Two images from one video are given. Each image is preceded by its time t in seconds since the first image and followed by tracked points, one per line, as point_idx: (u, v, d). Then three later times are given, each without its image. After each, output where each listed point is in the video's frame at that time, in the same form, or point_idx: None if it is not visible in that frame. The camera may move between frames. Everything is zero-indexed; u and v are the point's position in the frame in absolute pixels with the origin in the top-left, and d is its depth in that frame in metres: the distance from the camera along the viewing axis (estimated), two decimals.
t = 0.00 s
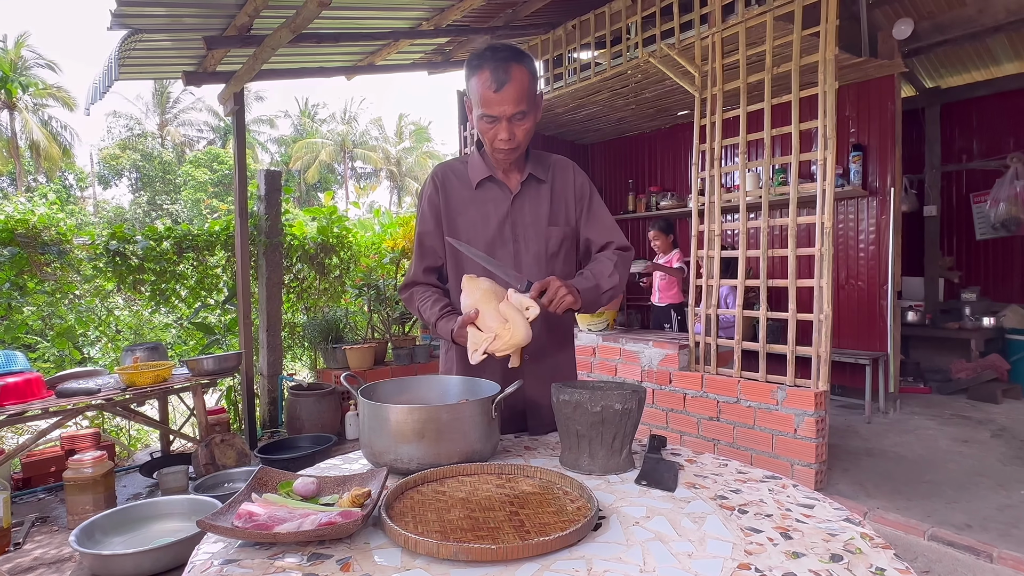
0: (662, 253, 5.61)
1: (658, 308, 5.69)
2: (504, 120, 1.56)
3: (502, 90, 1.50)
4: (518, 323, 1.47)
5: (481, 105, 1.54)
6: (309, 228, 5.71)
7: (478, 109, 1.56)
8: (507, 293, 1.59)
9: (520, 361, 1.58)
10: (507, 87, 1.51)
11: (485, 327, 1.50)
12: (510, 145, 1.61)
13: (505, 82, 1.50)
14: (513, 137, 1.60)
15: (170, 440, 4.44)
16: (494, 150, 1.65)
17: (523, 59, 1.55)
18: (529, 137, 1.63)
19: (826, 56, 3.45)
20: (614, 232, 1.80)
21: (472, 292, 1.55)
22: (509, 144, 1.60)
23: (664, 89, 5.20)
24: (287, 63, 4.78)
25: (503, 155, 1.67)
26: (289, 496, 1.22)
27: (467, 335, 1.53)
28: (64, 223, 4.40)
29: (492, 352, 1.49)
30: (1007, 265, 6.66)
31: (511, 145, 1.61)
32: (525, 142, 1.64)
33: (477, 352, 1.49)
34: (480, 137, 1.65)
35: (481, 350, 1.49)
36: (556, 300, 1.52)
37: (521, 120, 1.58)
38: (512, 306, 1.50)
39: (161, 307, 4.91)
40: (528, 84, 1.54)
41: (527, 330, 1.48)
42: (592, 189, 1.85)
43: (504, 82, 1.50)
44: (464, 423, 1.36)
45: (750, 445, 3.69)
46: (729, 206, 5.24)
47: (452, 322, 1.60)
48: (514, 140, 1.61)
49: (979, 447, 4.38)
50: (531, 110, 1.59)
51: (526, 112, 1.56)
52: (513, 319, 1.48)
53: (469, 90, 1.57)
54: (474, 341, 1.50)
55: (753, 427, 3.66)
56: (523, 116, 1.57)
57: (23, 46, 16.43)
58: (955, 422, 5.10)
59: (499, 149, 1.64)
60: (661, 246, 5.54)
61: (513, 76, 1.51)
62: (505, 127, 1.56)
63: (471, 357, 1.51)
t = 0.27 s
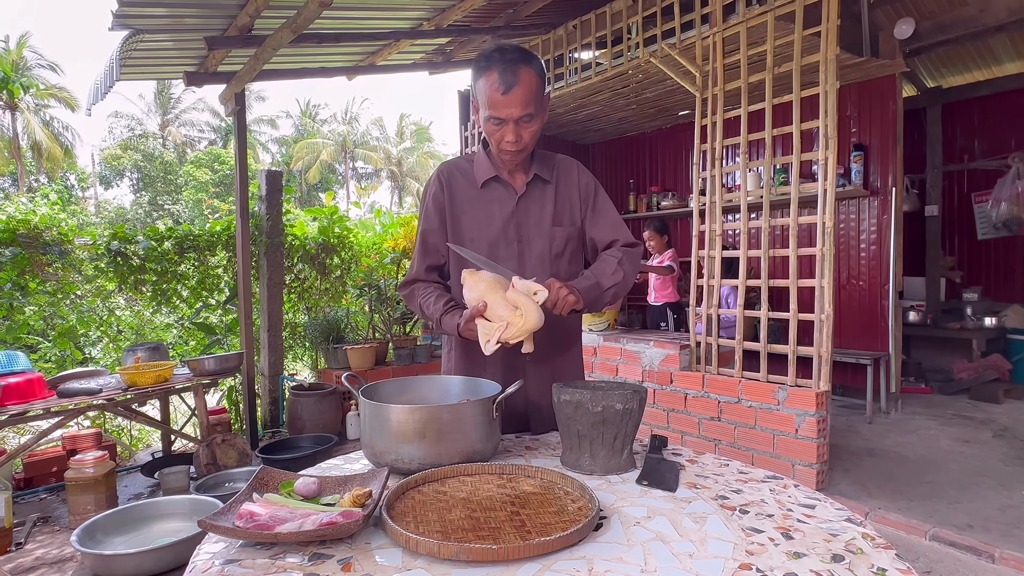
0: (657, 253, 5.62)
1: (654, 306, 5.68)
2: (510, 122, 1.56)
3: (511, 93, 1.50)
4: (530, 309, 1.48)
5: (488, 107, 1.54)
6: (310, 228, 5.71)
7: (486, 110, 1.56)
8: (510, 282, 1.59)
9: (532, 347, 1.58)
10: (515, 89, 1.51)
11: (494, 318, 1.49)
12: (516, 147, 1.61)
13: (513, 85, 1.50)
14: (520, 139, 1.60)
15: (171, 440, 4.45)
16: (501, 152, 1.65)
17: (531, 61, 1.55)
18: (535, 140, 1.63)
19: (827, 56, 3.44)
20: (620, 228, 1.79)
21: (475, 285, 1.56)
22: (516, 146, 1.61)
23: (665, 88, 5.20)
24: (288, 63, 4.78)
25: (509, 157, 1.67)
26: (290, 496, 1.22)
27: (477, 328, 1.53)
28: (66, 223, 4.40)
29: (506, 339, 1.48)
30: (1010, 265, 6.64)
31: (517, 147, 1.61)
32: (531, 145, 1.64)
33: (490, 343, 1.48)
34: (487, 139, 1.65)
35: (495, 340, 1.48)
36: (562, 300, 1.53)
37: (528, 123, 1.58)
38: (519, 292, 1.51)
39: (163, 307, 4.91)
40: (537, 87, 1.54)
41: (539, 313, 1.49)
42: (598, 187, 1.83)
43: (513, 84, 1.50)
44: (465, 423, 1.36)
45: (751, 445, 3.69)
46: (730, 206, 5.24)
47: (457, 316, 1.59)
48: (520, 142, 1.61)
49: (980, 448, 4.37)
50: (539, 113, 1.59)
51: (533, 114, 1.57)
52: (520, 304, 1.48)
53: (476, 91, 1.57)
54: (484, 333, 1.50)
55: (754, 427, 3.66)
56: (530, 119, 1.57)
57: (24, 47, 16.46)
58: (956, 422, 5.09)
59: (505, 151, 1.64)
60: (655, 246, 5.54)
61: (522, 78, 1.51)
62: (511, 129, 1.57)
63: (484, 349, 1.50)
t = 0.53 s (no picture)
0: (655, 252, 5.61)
1: (654, 305, 5.67)
2: (516, 123, 1.56)
3: (517, 94, 1.50)
4: (531, 300, 1.50)
5: (493, 108, 1.54)
6: (312, 229, 5.72)
7: (491, 110, 1.56)
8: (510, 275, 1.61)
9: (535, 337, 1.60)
10: (521, 91, 1.51)
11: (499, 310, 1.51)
12: (521, 148, 1.62)
13: (519, 86, 1.50)
14: (524, 140, 1.60)
15: (173, 440, 4.45)
16: (504, 152, 1.66)
17: (536, 61, 1.54)
18: (539, 141, 1.64)
19: (829, 55, 3.43)
20: (628, 218, 1.80)
21: (476, 280, 1.57)
22: (520, 147, 1.61)
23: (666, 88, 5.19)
24: (289, 64, 4.79)
25: (513, 157, 1.68)
26: (292, 496, 1.22)
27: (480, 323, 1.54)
28: (68, 223, 4.41)
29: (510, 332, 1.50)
30: (1012, 265, 6.63)
31: (522, 148, 1.62)
32: (535, 146, 1.65)
33: (494, 337, 1.50)
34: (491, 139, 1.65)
35: (501, 333, 1.50)
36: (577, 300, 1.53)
37: (533, 123, 1.58)
38: (520, 284, 1.52)
39: (165, 307, 4.92)
40: (542, 88, 1.54)
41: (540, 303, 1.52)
42: (601, 181, 1.85)
43: (518, 86, 1.50)
44: (466, 423, 1.36)
45: (753, 445, 3.68)
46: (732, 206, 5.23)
47: (461, 313, 1.60)
48: (524, 144, 1.61)
49: (983, 448, 4.36)
50: (543, 113, 1.59)
51: (538, 116, 1.57)
52: (525, 295, 1.51)
53: (481, 91, 1.57)
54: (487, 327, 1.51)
55: (756, 427, 3.65)
56: (535, 120, 1.57)
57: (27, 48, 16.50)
58: (959, 422, 5.08)
59: (510, 152, 1.65)
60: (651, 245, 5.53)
61: (528, 79, 1.51)
62: (516, 130, 1.57)
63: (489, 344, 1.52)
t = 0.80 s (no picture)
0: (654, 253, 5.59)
1: (656, 305, 5.66)
2: (519, 122, 1.56)
3: (521, 93, 1.51)
4: (523, 312, 1.50)
5: (497, 107, 1.54)
6: (314, 229, 5.73)
7: (495, 109, 1.56)
8: (506, 282, 1.61)
9: (520, 347, 1.60)
10: (525, 89, 1.51)
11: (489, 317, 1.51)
12: (523, 147, 1.62)
13: (523, 85, 1.50)
14: (527, 139, 1.60)
15: (177, 440, 4.46)
16: (507, 151, 1.66)
17: (540, 61, 1.55)
18: (542, 140, 1.64)
19: (831, 54, 3.43)
20: (637, 211, 1.83)
21: (472, 283, 1.57)
22: (523, 146, 1.61)
23: (668, 88, 5.19)
24: (291, 64, 4.79)
25: (515, 156, 1.68)
26: (294, 496, 1.22)
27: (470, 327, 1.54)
28: (71, 224, 4.42)
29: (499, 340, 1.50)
30: (1016, 264, 6.60)
31: (525, 147, 1.62)
32: (538, 146, 1.65)
33: (482, 343, 1.51)
34: (494, 139, 1.65)
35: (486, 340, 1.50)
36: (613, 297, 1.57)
37: (537, 122, 1.58)
38: (515, 294, 1.53)
39: (168, 308, 4.93)
40: (546, 87, 1.55)
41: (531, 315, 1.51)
42: (603, 181, 1.87)
43: (523, 85, 1.50)
44: (468, 423, 1.36)
45: (756, 445, 3.68)
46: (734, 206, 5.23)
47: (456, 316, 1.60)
48: (527, 143, 1.61)
49: (986, 448, 4.35)
50: (547, 113, 1.59)
51: (541, 115, 1.57)
52: (517, 307, 1.51)
53: (485, 90, 1.57)
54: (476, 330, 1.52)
55: (759, 427, 3.65)
56: (538, 119, 1.58)
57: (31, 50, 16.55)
58: (962, 422, 5.07)
59: (512, 151, 1.65)
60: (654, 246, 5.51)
61: (532, 78, 1.51)
62: (519, 129, 1.57)
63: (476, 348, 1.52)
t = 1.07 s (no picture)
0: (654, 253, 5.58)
1: (658, 305, 5.65)
2: (523, 117, 1.56)
3: (526, 87, 1.51)
4: (517, 305, 1.51)
5: (502, 102, 1.53)
6: (316, 230, 5.74)
7: (499, 104, 1.56)
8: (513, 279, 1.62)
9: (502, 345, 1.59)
10: (530, 84, 1.51)
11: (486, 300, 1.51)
12: (527, 143, 1.62)
13: (528, 79, 1.50)
14: (531, 135, 1.60)
15: (180, 440, 4.47)
16: (510, 148, 1.65)
17: (544, 58, 1.55)
18: (545, 137, 1.64)
19: (833, 53, 3.42)
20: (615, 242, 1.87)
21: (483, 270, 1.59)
22: (527, 141, 1.61)
23: (670, 88, 5.19)
24: (294, 65, 4.80)
25: (518, 154, 1.67)
26: (295, 495, 1.23)
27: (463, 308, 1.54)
28: (75, 225, 4.44)
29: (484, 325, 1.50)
30: (1020, 264, 6.58)
31: (528, 143, 1.62)
32: (541, 141, 1.64)
33: (469, 323, 1.51)
34: (497, 135, 1.65)
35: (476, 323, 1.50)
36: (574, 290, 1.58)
37: (540, 118, 1.59)
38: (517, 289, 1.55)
39: (171, 309, 4.94)
40: (549, 83, 1.55)
41: (522, 312, 1.52)
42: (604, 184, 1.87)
43: (527, 80, 1.50)
44: (469, 422, 1.37)
45: (758, 445, 3.67)
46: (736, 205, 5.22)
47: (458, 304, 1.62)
48: (530, 138, 1.61)
49: (990, 447, 4.33)
50: (550, 109, 1.59)
51: (545, 110, 1.57)
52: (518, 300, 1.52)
53: (489, 86, 1.57)
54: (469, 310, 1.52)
55: (761, 427, 3.64)
56: (542, 115, 1.58)
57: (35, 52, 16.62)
58: (966, 422, 5.06)
59: (516, 148, 1.64)
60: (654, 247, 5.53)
61: (536, 73, 1.52)
62: (523, 124, 1.56)
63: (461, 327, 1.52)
